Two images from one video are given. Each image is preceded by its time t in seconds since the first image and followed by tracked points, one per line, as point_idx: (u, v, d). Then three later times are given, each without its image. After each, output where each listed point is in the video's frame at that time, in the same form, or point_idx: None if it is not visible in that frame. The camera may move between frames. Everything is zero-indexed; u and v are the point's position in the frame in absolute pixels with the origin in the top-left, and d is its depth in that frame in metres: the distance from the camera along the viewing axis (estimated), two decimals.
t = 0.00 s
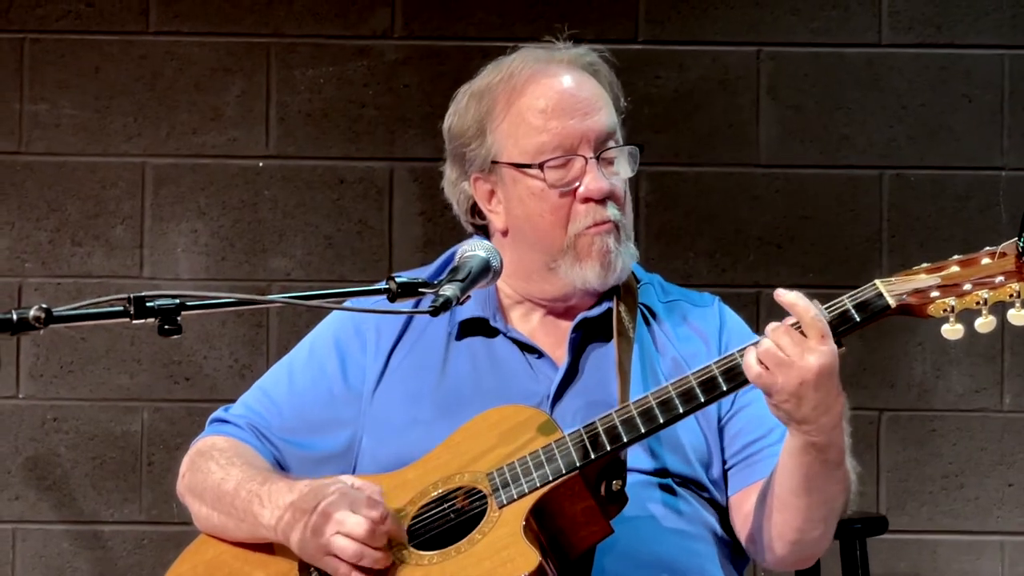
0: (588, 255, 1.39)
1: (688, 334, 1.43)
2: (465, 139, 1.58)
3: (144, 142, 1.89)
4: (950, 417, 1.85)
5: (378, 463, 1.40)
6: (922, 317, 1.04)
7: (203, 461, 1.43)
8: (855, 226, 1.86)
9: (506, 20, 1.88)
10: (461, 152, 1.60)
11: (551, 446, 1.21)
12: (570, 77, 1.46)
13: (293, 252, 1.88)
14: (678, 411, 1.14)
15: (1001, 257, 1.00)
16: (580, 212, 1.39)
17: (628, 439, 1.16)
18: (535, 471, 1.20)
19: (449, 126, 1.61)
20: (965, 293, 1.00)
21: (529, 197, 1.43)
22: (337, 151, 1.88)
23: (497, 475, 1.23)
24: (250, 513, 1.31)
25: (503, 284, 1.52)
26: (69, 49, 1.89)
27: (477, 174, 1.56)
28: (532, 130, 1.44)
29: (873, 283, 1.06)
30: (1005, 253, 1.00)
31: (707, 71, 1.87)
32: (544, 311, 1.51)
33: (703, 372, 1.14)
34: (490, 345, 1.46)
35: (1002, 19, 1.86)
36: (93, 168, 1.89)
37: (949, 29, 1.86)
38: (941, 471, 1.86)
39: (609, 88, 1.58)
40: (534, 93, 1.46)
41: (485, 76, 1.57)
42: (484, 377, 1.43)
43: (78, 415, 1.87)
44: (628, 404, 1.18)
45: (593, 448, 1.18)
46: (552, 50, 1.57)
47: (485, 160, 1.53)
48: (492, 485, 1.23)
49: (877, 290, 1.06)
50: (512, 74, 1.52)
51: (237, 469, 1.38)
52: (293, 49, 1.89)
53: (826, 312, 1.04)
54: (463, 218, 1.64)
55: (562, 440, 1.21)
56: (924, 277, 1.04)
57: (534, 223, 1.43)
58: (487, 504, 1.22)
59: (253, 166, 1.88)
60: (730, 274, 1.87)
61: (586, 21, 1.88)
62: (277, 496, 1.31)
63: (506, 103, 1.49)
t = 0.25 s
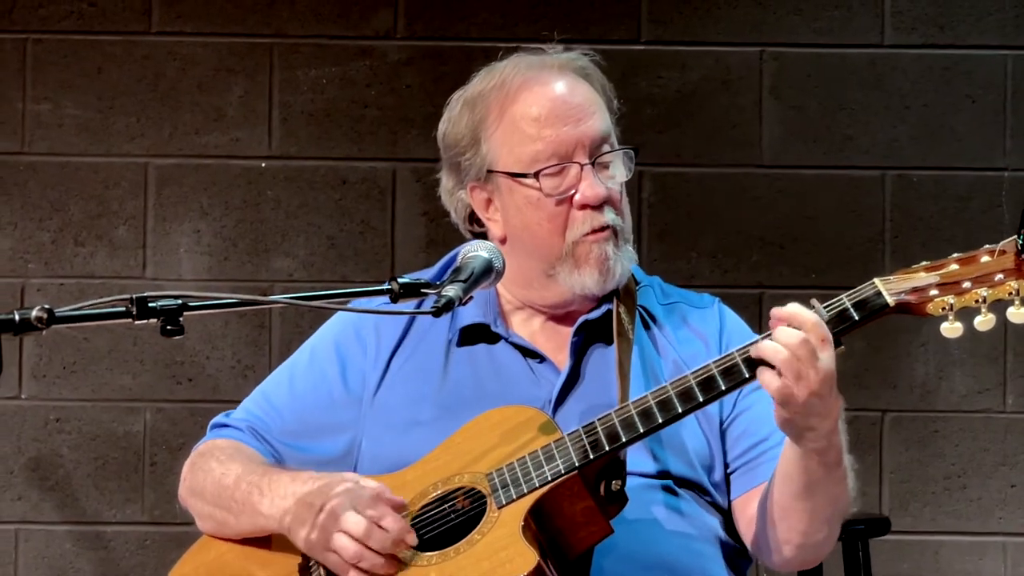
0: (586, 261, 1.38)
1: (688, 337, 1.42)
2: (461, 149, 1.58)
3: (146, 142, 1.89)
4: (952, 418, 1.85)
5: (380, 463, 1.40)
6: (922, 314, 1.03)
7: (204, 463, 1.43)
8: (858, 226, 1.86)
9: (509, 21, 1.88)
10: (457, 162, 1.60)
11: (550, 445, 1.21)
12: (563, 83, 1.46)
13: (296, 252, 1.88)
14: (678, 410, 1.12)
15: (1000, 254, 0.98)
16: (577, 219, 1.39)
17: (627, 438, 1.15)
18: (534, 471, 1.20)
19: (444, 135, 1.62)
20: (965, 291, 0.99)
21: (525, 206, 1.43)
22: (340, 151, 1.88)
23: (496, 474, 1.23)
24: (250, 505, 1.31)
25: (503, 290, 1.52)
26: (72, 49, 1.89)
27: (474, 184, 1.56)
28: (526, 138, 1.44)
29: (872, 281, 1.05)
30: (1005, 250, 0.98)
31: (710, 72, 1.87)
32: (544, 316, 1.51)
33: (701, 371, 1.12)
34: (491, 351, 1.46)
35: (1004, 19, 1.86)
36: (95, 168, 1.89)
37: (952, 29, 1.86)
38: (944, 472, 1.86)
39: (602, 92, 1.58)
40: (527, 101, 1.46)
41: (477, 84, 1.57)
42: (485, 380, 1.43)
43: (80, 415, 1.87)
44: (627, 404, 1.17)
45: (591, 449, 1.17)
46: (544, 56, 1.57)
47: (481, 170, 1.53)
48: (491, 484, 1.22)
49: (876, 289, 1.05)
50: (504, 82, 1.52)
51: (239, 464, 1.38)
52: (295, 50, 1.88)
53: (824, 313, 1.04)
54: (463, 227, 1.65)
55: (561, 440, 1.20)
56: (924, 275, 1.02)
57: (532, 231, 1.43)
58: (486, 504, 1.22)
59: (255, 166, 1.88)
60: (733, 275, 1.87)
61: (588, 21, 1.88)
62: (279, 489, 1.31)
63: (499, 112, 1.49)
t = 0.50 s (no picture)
0: (584, 255, 1.38)
1: (685, 331, 1.42)
2: (457, 147, 1.58)
3: (150, 143, 1.89)
4: (956, 418, 1.85)
5: (380, 463, 1.40)
6: (916, 302, 1.02)
7: (205, 468, 1.43)
8: (861, 227, 1.86)
9: (512, 22, 1.88)
10: (454, 161, 1.60)
11: (550, 441, 1.20)
12: (557, 77, 1.46)
13: (299, 253, 1.88)
14: (675, 402, 1.12)
15: (995, 239, 0.97)
16: (574, 211, 1.39)
17: (625, 430, 1.14)
18: (534, 466, 1.19)
19: (440, 135, 1.62)
20: (959, 277, 0.98)
21: (522, 200, 1.43)
22: (344, 152, 1.88)
23: (496, 469, 1.22)
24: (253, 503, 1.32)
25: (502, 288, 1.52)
26: (76, 50, 1.89)
27: (470, 181, 1.56)
28: (522, 133, 1.44)
29: (866, 270, 1.04)
30: (999, 236, 0.97)
31: (713, 72, 1.87)
32: (542, 314, 1.51)
33: (698, 362, 1.12)
34: (490, 350, 1.46)
35: (1008, 20, 1.86)
36: (99, 169, 1.89)
37: (956, 30, 1.86)
38: (947, 473, 1.85)
39: (596, 88, 1.58)
40: (521, 96, 1.46)
41: (472, 83, 1.57)
42: (484, 378, 1.42)
43: (84, 415, 1.87)
44: (624, 398, 1.17)
45: (591, 443, 1.16)
46: (538, 53, 1.57)
47: (477, 167, 1.53)
48: (491, 479, 1.21)
49: (870, 277, 1.03)
50: (499, 78, 1.52)
51: (239, 468, 1.39)
52: (299, 51, 1.89)
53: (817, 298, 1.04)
54: (460, 226, 1.65)
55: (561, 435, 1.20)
56: (917, 262, 1.01)
57: (529, 226, 1.43)
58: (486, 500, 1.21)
59: (259, 166, 1.89)
60: (736, 275, 1.87)
61: (592, 22, 1.88)
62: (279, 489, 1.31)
63: (495, 108, 1.49)
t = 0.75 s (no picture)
0: (583, 254, 1.38)
1: (682, 330, 1.42)
2: (453, 149, 1.57)
3: (153, 143, 1.89)
4: (958, 419, 1.85)
5: (380, 461, 1.40)
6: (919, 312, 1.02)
7: (202, 464, 1.42)
8: (863, 228, 1.86)
9: (515, 22, 1.88)
10: (450, 163, 1.60)
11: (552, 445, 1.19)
12: (553, 78, 1.46)
13: (301, 253, 1.88)
14: (678, 409, 1.11)
15: (999, 252, 0.97)
16: (573, 211, 1.39)
17: (627, 437, 1.14)
18: (536, 470, 1.18)
19: (436, 137, 1.62)
20: (963, 288, 0.98)
21: (521, 201, 1.43)
22: (346, 152, 1.88)
23: (498, 474, 1.21)
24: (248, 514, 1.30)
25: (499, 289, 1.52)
26: (79, 50, 1.89)
27: (467, 183, 1.55)
28: (519, 134, 1.44)
29: (871, 280, 1.04)
30: (1003, 248, 0.97)
31: (715, 73, 1.87)
32: (539, 314, 1.50)
33: (701, 369, 1.12)
34: (488, 349, 1.46)
35: (1011, 21, 1.86)
36: (101, 169, 1.89)
37: (959, 31, 1.86)
38: (949, 474, 1.85)
39: (592, 88, 1.58)
40: (518, 97, 1.46)
41: (467, 85, 1.57)
42: (483, 377, 1.42)
43: (86, 415, 1.87)
44: (627, 403, 1.16)
45: (593, 448, 1.16)
46: (533, 54, 1.57)
47: (475, 168, 1.53)
48: (493, 483, 1.21)
49: (874, 287, 1.03)
50: (495, 80, 1.52)
51: (238, 469, 1.38)
52: (301, 51, 1.89)
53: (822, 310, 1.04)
54: (456, 228, 1.65)
55: (563, 439, 1.19)
56: (922, 273, 1.01)
57: (528, 226, 1.43)
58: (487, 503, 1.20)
59: (261, 167, 1.89)
60: (738, 276, 1.87)
61: (595, 22, 1.88)
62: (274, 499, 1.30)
63: (490, 110, 1.49)
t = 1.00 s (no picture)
0: (583, 248, 1.37)
1: (677, 328, 1.43)
2: (453, 144, 1.57)
3: (154, 142, 1.89)
4: (958, 420, 1.85)
5: (376, 462, 1.40)
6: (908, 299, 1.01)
7: (200, 469, 1.42)
8: (863, 228, 1.86)
9: (516, 22, 1.88)
10: (449, 157, 1.60)
11: (545, 440, 1.19)
12: (556, 73, 1.46)
13: (302, 253, 1.88)
14: (670, 400, 1.11)
15: (986, 237, 0.98)
16: (573, 205, 1.39)
17: (621, 429, 1.14)
18: (529, 465, 1.18)
19: (436, 132, 1.61)
20: (952, 274, 0.98)
21: (521, 193, 1.43)
22: (347, 151, 1.88)
23: (492, 471, 1.22)
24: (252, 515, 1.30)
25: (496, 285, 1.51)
26: (80, 48, 1.89)
27: (467, 177, 1.55)
28: (521, 127, 1.44)
29: (859, 266, 1.03)
30: (990, 233, 0.98)
31: (716, 73, 1.87)
32: (536, 312, 1.50)
33: (693, 360, 1.11)
34: (484, 346, 1.46)
35: (1012, 22, 1.86)
36: (102, 168, 1.89)
37: (960, 31, 1.86)
38: (949, 474, 1.85)
39: (592, 85, 1.58)
40: (521, 90, 1.46)
41: (469, 79, 1.57)
42: (479, 376, 1.42)
43: (87, 414, 1.87)
44: (620, 395, 1.16)
45: (587, 441, 1.16)
46: (535, 50, 1.57)
47: (475, 162, 1.53)
48: (487, 480, 1.21)
49: (863, 274, 1.03)
50: (497, 74, 1.52)
51: (235, 474, 1.37)
52: (302, 50, 1.88)
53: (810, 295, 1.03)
54: (453, 225, 1.65)
55: (556, 433, 1.19)
56: (910, 259, 1.01)
57: (528, 219, 1.43)
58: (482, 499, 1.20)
59: (262, 166, 1.88)
60: (738, 276, 1.87)
61: (596, 21, 1.88)
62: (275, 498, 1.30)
63: (492, 103, 1.49)
